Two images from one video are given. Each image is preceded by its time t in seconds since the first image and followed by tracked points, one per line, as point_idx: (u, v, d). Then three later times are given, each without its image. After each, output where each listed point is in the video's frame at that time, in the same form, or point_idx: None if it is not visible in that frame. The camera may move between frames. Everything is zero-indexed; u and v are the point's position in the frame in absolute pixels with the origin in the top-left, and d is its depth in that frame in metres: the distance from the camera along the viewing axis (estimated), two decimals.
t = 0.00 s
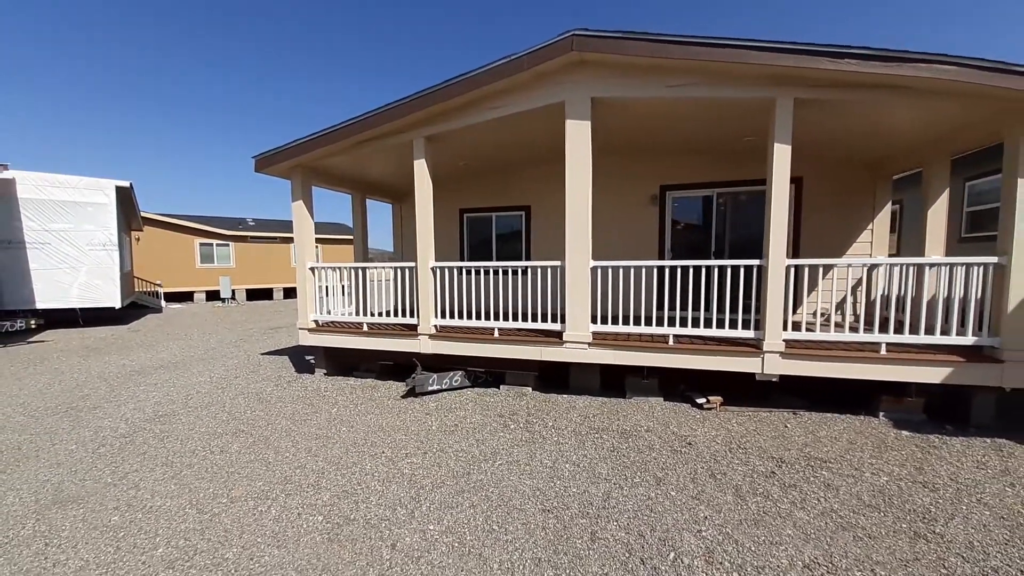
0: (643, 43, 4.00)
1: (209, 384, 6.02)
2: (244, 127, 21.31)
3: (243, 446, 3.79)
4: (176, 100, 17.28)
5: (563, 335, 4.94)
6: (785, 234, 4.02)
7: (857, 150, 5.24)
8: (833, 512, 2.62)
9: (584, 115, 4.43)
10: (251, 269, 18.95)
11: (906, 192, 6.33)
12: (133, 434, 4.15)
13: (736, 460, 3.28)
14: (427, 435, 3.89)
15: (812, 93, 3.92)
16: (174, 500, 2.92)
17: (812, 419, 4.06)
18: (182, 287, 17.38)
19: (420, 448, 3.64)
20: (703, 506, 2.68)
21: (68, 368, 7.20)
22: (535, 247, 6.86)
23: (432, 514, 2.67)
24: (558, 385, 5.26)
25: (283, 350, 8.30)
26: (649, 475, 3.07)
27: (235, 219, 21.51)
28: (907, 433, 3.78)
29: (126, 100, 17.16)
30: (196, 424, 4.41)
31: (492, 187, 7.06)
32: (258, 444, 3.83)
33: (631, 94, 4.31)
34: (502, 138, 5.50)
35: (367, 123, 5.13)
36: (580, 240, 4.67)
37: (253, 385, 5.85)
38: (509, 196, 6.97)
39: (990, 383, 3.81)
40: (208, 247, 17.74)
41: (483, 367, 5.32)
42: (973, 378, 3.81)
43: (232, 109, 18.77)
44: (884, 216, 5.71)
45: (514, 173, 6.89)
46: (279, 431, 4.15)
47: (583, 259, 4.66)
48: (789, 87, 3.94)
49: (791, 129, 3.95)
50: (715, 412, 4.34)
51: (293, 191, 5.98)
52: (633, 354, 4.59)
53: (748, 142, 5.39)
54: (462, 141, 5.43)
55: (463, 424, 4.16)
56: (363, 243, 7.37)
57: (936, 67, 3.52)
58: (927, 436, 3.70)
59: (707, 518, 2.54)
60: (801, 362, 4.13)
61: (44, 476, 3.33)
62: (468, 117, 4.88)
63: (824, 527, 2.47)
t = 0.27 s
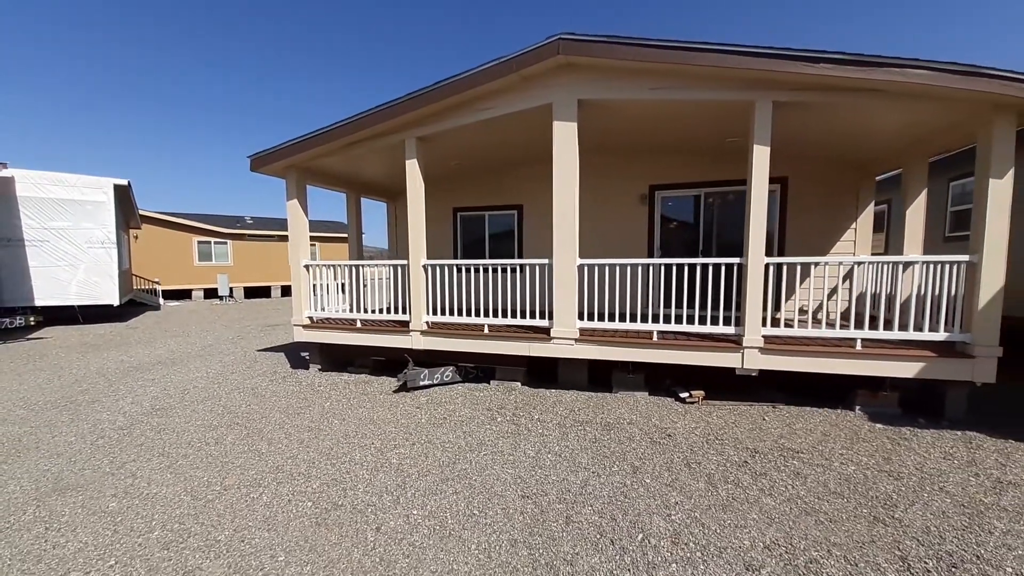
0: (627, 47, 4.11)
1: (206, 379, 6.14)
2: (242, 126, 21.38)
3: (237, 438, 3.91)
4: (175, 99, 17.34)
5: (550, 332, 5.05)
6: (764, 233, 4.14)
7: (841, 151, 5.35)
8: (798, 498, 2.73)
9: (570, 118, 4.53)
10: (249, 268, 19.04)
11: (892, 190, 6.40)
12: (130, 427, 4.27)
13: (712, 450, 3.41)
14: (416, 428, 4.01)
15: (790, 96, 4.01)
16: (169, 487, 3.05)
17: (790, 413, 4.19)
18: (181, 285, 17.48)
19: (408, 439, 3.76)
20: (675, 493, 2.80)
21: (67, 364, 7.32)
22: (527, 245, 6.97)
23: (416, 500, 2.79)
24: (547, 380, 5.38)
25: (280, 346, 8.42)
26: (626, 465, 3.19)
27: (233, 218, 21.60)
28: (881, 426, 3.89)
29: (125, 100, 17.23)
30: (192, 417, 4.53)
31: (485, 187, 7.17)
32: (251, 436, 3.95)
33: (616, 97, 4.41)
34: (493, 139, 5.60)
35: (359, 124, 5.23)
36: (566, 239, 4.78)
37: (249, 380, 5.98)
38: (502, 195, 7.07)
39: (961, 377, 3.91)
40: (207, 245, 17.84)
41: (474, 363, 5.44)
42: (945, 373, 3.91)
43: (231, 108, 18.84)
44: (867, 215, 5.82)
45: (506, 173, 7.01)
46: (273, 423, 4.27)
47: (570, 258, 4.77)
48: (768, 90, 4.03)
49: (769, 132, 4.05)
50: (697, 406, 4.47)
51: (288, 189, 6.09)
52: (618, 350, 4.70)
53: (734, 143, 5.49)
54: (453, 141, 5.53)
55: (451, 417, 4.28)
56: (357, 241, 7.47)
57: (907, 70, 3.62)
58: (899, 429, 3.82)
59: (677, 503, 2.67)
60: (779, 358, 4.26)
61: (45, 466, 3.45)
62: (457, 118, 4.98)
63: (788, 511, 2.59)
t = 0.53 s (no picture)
0: (607, 51, 4.19)
1: (197, 377, 6.20)
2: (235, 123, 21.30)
3: (225, 434, 3.99)
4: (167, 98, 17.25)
5: (536, 330, 5.14)
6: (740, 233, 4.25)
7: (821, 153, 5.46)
8: (764, 488, 2.84)
9: (553, 120, 4.61)
10: (242, 266, 19.01)
11: (874, 190, 6.49)
12: (120, 424, 4.33)
13: (686, 444, 3.53)
14: (401, 424, 4.10)
15: (766, 100, 4.09)
16: (158, 482, 3.13)
17: (766, 408, 4.31)
18: (174, 283, 17.43)
19: (393, 435, 3.85)
20: (647, 484, 2.91)
21: (59, 363, 7.34)
22: (515, 244, 7.06)
23: (397, 493, 2.89)
24: (533, 377, 5.47)
25: (271, 344, 8.48)
26: (602, 458, 3.30)
27: (226, 216, 21.53)
28: (852, 420, 4.01)
29: (123, 100, 17.13)
30: (182, 414, 4.60)
31: (475, 186, 7.23)
32: (240, 432, 4.03)
33: (598, 99, 4.49)
34: (479, 140, 5.67)
35: (347, 124, 5.28)
36: (549, 238, 4.88)
37: (239, 378, 6.04)
38: (490, 194, 7.15)
39: (930, 373, 4.01)
40: (200, 243, 17.80)
41: (461, 360, 5.52)
42: (914, 369, 4.02)
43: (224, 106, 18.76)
44: (847, 215, 5.94)
45: (495, 172, 7.09)
46: (261, 420, 4.34)
47: (554, 257, 4.87)
48: (745, 94, 4.12)
49: (746, 134, 4.13)
50: (677, 402, 4.59)
51: (277, 189, 6.15)
52: (601, 347, 4.80)
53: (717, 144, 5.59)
54: (440, 141, 5.60)
55: (437, 413, 4.37)
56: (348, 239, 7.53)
57: (877, 75, 3.70)
58: (869, 423, 3.93)
59: (647, 494, 2.78)
60: (756, 354, 4.38)
61: (36, 462, 3.52)
62: (444, 119, 5.05)
63: (753, 501, 2.70)
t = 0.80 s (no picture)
0: (584, 55, 4.27)
1: (181, 376, 6.20)
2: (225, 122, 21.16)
3: (207, 432, 4.02)
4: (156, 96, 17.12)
5: (518, 328, 5.22)
6: (714, 233, 4.36)
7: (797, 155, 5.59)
8: (728, 479, 2.94)
9: (532, 122, 4.68)
10: (231, 265, 18.89)
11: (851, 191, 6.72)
12: (101, 422, 4.34)
13: (659, 438, 3.63)
14: (382, 421, 4.16)
15: (739, 104, 4.18)
16: (138, 478, 3.16)
17: (740, 403, 4.42)
18: (161, 283, 17.28)
19: (374, 431, 3.92)
20: (617, 476, 3.00)
21: (42, 362, 7.30)
22: (502, 244, 7.13)
23: (374, 486, 2.97)
24: (516, 374, 5.54)
25: (258, 344, 8.48)
26: (577, 452, 3.39)
27: (215, 215, 21.37)
28: (822, 414, 4.12)
29: (117, 101, 16.98)
30: (164, 412, 4.61)
31: (461, 187, 7.29)
32: (221, 430, 4.06)
33: (577, 102, 4.57)
34: (463, 141, 5.74)
35: (330, 125, 5.32)
36: (530, 239, 4.96)
37: (224, 377, 6.05)
38: (477, 195, 7.23)
39: (896, 369, 4.12)
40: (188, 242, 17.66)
41: (445, 359, 5.57)
42: (881, 365, 4.13)
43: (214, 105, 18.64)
44: (823, 215, 6.09)
45: (481, 172, 7.14)
46: (243, 418, 4.38)
47: (536, 257, 4.94)
48: (719, 98, 4.21)
49: (719, 138, 4.23)
50: (655, 398, 4.69)
51: (262, 189, 6.18)
52: (581, 344, 4.88)
53: (696, 147, 5.70)
54: (423, 142, 5.64)
55: (418, 410, 4.43)
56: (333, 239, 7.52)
57: (843, 80, 3.79)
58: (838, 417, 4.03)
59: (617, 485, 2.87)
60: (731, 351, 4.50)
61: (16, 460, 3.53)
62: (426, 121, 5.10)
63: (718, 491, 2.80)
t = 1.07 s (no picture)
0: (559, 55, 4.32)
1: (161, 374, 6.17)
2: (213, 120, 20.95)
3: (182, 429, 4.03)
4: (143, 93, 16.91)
5: (497, 325, 5.25)
6: (687, 232, 4.43)
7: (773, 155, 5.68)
8: (692, 470, 3.01)
9: (508, 121, 4.72)
10: (218, 264, 18.74)
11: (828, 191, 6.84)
12: (76, 420, 4.32)
13: (630, 432, 3.71)
14: (358, 418, 4.18)
15: (709, 104, 4.25)
16: (109, 473, 3.16)
17: (712, 398, 4.51)
18: (147, 282, 17.10)
19: (350, 428, 3.96)
20: (584, 469, 3.06)
21: (20, 361, 7.22)
22: (485, 242, 7.17)
23: (343, 480, 3.01)
24: (496, 370, 5.56)
25: (241, 342, 8.45)
26: (548, 445, 3.45)
27: (202, 214, 21.17)
28: (792, 409, 4.20)
29: (115, 100, 16.80)
30: (141, 410, 4.60)
31: (445, 185, 7.33)
32: (197, 427, 4.07)
33: (552, 102, 4.63)
34: (443, 139, 5.76)
35: (309, 123, 5.33)
36: (509, 236, 5.00)
37: (204, 375, 6.04)
38: (461, 193, 7.26)
39: (862, 364, 4.22)
40: (174, 241, 17.48)
41: (426, 356, 5.59)
42: (848, 360, 4.23)
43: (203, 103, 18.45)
44: (798, 214, 6.23)
45: (465, 171, 7.19)
46: (221, 415, 4.39)
47: (515, 256, 4.98)
48: (689, 98, 4.27)
49: (690, 138, 4.30)
50: (631, 393, 4.77)
51: (242, 187, 6.18)
52: (558, 341, 4.94)
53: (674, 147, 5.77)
54: (402, 140, 5.66)
55: (395, 407, 4.47)
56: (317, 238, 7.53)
57: (809, 82, 3.88)
58: (806, 411, 4.13)
59: (583, 477, 2.93)
60: (703, 347, 4.59)
61: None
62: (405, 120, 5.13)
63: (680, 481, 2.87)
